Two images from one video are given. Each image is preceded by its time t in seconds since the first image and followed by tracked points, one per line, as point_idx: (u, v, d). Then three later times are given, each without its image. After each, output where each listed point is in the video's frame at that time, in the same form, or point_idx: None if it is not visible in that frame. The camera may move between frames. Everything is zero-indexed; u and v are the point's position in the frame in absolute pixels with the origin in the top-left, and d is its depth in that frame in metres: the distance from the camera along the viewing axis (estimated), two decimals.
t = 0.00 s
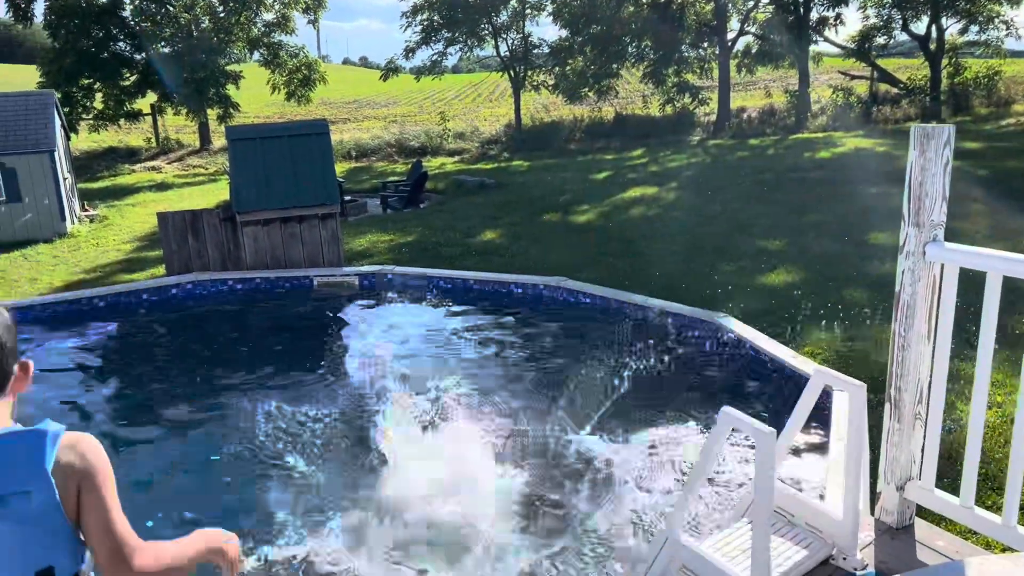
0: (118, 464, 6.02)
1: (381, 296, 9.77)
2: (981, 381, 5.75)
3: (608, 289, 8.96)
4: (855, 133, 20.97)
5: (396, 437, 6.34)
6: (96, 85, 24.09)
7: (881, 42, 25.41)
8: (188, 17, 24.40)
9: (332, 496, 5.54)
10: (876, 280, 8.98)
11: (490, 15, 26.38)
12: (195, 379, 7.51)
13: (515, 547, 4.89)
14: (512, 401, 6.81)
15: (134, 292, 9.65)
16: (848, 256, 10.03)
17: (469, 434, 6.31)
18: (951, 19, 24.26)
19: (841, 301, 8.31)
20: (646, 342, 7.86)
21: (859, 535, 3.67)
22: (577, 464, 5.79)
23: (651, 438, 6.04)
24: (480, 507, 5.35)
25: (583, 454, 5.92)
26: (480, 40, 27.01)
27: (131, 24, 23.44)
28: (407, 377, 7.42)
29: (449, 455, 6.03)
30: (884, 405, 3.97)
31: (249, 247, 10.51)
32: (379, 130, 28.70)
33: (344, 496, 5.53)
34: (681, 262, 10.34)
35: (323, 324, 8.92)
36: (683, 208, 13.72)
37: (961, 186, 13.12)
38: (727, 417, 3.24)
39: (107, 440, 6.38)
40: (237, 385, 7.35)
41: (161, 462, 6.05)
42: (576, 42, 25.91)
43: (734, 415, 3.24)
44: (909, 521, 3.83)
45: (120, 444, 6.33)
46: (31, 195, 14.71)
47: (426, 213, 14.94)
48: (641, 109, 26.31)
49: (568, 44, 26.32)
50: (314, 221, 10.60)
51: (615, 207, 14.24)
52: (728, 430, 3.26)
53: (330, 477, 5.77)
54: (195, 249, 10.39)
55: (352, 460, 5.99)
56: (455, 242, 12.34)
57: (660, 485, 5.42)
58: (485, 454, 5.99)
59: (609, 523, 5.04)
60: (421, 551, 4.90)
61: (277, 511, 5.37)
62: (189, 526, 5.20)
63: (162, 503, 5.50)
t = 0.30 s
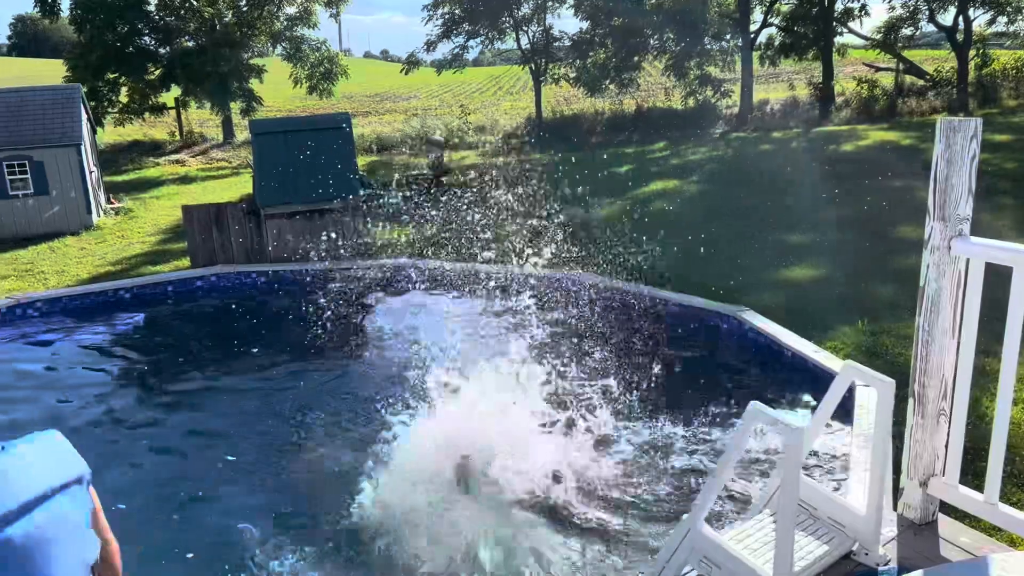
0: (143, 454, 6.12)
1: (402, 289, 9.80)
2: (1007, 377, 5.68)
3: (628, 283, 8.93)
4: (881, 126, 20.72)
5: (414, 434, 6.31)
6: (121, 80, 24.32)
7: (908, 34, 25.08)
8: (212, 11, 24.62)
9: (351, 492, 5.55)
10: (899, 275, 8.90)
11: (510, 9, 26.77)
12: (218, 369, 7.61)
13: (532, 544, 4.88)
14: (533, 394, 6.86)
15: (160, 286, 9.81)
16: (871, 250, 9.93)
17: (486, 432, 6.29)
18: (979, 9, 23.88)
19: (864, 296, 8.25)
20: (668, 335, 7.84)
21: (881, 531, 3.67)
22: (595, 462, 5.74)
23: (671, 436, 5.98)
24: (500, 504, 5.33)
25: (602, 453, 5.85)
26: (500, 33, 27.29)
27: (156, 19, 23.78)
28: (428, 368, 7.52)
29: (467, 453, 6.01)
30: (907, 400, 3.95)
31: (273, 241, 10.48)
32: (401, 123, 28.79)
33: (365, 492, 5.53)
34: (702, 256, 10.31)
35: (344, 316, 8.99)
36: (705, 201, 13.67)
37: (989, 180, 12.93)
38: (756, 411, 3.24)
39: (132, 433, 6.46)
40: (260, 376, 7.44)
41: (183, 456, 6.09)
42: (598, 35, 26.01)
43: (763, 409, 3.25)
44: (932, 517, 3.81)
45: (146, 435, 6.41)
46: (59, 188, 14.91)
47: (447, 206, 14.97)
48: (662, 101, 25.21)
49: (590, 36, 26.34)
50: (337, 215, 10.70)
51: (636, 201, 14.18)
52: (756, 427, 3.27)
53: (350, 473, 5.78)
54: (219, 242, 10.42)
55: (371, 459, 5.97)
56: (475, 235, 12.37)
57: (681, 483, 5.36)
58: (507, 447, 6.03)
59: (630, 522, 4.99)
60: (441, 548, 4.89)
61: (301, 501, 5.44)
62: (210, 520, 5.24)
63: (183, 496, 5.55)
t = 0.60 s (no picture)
0: (171, 447, 6.21)
1: (427, 288, 9.75)
2: None
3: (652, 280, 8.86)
4: (908, 123, 20.47)
5: (442, 428, 6.36)
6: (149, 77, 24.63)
7: (937, 29, 24.72)
8: (239, 8, 25.05)
9: (379, 485, 5.62)
10: (927, 273, 8.80)
11: (534, 6, 27.11)
12: (243, 364, 7.70)
13: (558, 539, 4.89)
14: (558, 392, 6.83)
15: (188, 280, 9.87)
16: (898, 248, 9.83)
17: (514, 426, 6.33)
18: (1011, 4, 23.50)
19: (891, 294, 8.17)
20: (692, 333, 7.82)
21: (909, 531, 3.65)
22: (623, 456, 5.76)
23: (698, 432, 5.99)
24: (526, 498, 5.36)
25: (631, 447, 5.87)
26: (525, 29, 27.74)
27: (183, 17, 24.07)
28: (452, 366, 7.51)
29: (495, 446, 6.04)
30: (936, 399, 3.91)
31: (299, 237, 10.63)
32: (425, 120, 28.87)
33: (391, 487, 5.58)
34: (727, 254, 10.25)
35: (368, 312, 9.05)
36: (730, 198, 13.60)
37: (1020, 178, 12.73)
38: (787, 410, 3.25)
39: (160, 427, 6.54)
40: (284, 370, 7.51)
41: (211, 450, 6.17)
42: (622, 31, 26.08)
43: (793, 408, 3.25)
44: (961, 516, 3.79)
45: (174, 428, 6.50)
46: (88, 183, 15.10)
47: (470, 203, 15.02)
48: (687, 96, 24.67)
49: (614, 33, 26.45)
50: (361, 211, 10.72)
51: (660, 198, 14.14)
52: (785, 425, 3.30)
53: (378, 468, 5.82)
54: (246, 238, 10.57)
55: (400, 452, 6.03)
56: (498, 232, 12.39)
57: (707, 478, 5.36)
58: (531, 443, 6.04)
59: (655, 516, 5.01)
60: (465, 542, 4.92)
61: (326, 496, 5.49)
62: (238, 513, 5.30)
63: (212, 490, 5.62)
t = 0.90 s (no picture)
0: (202, 442, 6.31)
1: (453, 288, 9.76)
2: None
3: (678, 278, 8.79)
4: (939, 123, 20.19)
5: (467, 426, 6.37)
6: (179, 78, 24.87)
7: (969, 28, 24.32)
8: (267, 10, 25.34)
9: (404, 484, 5.63)
10: (957, 274, 8.71)
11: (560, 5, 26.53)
12: (271, 360, 7.79)
13: (584, 538, 4.88)
14: (584, 392, 6.80)
15: (217, 278, 9.93)
16: (928, 249, 9.73)
17: (538, 424, 6.31)
18: None
19: (920, 295, 8.10)
20: (718, 334, 7.79)
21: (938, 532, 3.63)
22: (648, 455, 5.73)
23: (724, 432, 5.94)
24: (550, 496, 5.35)
25: (657, 446, 5.85)
26: (550, 30, 27.31)
27: (212, 18, 24.40)
28: (478, 364, 7.52)
29: (520, 445, 6.04)
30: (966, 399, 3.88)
31: (325, 235, 10.76)
32: (450, 120, 28.92)
33: (418, 483, 5.63)
34: (753, 254, 10.20)
35: (394, 310, 9.13)
36: (756, 198, 13.52)
37: None
38: (819, 410, 3.26)
39: (188, 424, 6.61)
40: (310, 368, 7.58)
41: (237, 448, 6.23)
42: (648, 31, 25.78)
43: (825, 408, 3.26)
44: (990, 519, 3.76)
45: (204, 424, 6.60)
46: (119, 183, 15.39)
47: (494, 202, 15.03)
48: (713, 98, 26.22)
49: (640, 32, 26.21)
50: (387, 210, 10.76)
51: (686, 198, 14.07)
52: (817, 423, 3.32)
53: (402, 466, 5.84)
54: (274, 236, 10.68)
55: (425, 450, 6.05)
56: (523, 231, 12.41)
57: (733, 479, 5.32)
58: (556, 440, 6.07)
59: (681, 515, 4.98)
60: (490, 542, 4.92)
61: (353, 493, 5.55)
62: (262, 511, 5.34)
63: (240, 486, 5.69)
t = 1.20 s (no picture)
0: (230, 443, 6.38)
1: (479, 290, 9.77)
2: None
3: (705, 282, 8.73)
4: (973, 126, 19.90)
5: (491, 429, 6.38)
6: (210, 81, 25.21)
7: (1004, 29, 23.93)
8: (296, 14, 25.67)
9: (428, 485, 5.66)
10: (990, 279, 8.58)
11: (588, 8, 26.52)
12: (298, 361, 7.86)
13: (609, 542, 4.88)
14: (609, 396, 6.79)
15: (246, 278, 9.99)
16: (960, 254, 9.60)
17: (565, 428, 6.31)
18: None
19: (952, 300, 7.99)
20: (745, 339, 7.74)
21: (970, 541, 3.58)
22: (676, 459, 5.71)
23: (751, 436, 5.91)
24: (574, 499, 5.35)
25: (685, 449, 5.82)
26: (578, 32, 27.22)
27: (243, 22, 24.79)
28: (503, 367, 7.54)
29: (545, 448, 6.04)
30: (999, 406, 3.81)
31: (353, 237, 10.83)
32: (477, 123, 29.02)
33: (444, 485, 5.65)
34: (781, 258, 10.12)
35: (419, 312, 9.17)
36: (784, 202, 13.41)
37: None
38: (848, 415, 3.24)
39: (214, 427, 6.67)
40: (337, 370, 7.63)
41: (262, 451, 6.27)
42: (676, 34, 25.66)
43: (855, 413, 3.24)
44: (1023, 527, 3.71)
45: (232, 425, 6.67)
46: (150, 184, 15.61)
47: (521, 205, 15.05)
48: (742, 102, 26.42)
49: (668, 35, 26.10)
50: (414, 212, 10.81)
51: (713, 201, 13.99)
52: (846, 429, 3.29)
53: (427, 468, 5.86)
54: (303, 238, 10.78)
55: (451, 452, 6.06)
56: (549, 234, 12.41)
57: (761, 484, 5.27)
58: (581, 444, 6.06)
59: (707, 519, 4.96)
60: (513, 544, 4.92)
61: (380, 495, 5.59)
62: (287, 516, 5.39)
63: (267, 486, 5.76)
